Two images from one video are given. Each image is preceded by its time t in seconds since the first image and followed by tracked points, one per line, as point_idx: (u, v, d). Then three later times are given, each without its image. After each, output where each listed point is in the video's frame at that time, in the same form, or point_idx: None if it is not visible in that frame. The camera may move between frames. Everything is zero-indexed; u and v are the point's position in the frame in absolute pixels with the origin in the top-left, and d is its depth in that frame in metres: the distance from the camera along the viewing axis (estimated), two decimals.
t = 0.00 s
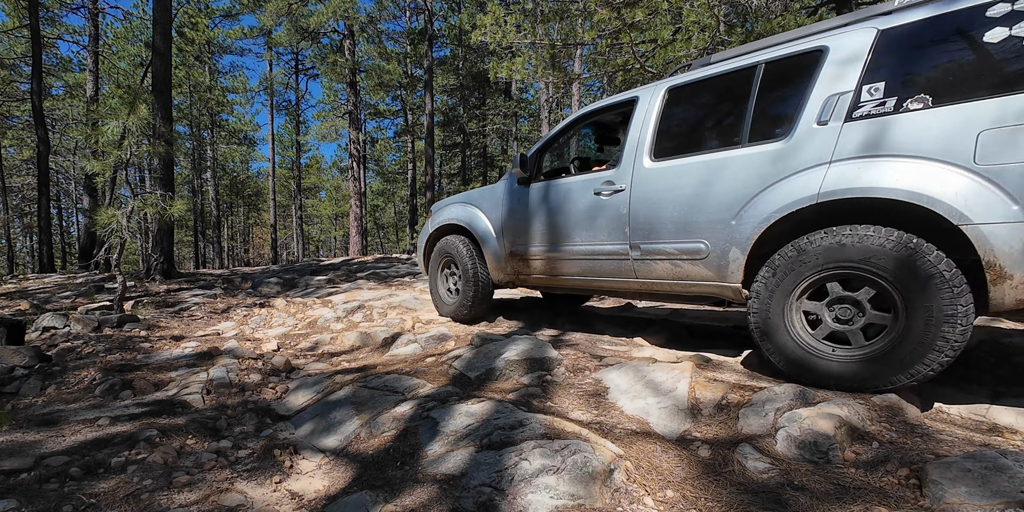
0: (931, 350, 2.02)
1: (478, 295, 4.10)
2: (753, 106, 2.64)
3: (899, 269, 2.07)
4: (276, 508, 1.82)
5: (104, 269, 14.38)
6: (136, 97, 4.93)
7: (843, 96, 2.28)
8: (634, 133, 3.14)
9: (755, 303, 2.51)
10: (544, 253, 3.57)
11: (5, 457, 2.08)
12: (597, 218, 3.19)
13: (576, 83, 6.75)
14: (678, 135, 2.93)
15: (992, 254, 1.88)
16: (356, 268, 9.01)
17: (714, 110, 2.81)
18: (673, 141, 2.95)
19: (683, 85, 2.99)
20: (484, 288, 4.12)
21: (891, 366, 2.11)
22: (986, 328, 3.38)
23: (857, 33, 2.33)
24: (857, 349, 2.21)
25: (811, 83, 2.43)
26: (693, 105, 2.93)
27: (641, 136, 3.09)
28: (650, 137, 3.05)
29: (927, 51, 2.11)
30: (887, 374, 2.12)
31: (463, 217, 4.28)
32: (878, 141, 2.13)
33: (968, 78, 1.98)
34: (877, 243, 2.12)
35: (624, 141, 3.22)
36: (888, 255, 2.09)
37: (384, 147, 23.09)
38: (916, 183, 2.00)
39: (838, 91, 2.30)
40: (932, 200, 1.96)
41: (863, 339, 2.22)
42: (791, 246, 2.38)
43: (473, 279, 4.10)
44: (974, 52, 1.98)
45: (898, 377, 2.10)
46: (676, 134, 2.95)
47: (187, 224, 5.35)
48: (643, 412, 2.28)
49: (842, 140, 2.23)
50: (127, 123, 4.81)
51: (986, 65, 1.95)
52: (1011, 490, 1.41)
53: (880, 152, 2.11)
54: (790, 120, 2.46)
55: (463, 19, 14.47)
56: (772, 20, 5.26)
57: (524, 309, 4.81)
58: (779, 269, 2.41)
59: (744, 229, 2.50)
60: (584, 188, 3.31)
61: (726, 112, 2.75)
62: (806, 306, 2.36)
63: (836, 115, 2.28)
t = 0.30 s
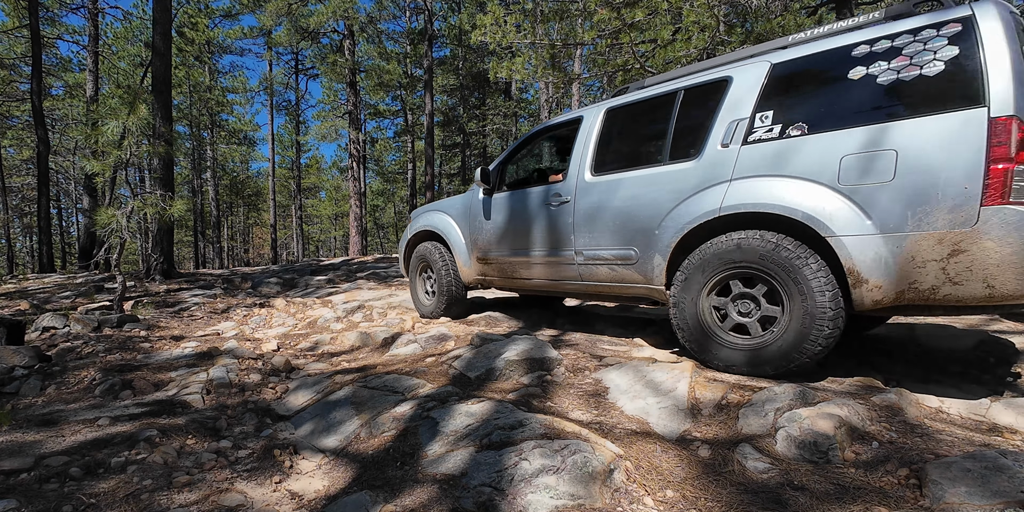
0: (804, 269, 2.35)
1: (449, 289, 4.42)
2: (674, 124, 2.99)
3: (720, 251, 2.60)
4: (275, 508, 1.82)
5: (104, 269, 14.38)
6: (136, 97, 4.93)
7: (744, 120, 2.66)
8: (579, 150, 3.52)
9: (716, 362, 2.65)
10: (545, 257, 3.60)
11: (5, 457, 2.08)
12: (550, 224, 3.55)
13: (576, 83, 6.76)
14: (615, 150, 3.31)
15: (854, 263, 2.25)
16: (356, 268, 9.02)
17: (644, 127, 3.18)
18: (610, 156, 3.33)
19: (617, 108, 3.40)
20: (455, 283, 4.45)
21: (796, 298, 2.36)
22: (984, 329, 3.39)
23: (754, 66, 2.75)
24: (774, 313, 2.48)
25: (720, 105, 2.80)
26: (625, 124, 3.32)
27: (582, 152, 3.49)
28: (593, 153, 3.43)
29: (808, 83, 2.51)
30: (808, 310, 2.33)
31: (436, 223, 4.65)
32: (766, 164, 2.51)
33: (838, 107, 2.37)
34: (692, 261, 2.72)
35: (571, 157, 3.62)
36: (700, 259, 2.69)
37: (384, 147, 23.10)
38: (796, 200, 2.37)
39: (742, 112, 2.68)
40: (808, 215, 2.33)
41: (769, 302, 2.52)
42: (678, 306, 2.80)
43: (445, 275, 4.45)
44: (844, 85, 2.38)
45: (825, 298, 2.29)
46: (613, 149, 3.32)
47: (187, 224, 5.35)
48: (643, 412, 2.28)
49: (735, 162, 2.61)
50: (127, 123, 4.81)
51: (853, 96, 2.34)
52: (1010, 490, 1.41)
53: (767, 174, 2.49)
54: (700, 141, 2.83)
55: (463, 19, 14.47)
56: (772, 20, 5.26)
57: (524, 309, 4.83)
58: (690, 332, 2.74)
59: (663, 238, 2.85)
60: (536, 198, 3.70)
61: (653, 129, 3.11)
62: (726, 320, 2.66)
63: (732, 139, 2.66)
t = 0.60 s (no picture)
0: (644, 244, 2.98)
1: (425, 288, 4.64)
2: (610, 137, 3.39)
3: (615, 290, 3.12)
4: (276, 508, 1.82)
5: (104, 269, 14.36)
6: (136, 97, 4.92)
7: (663, 133, 3.04)
8: (535, 159, 3.92)
9: (726, 332, 2.66)
10: (546, 256, 3.62)
11: (5, 457, 2.08)
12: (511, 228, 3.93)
13: (576, 83, 6.76)
14: (564, 158, 3.69)
15: (748, 255, 2.58)
16: (356, 268, 9.02)
17: (586, 138, 3.57)
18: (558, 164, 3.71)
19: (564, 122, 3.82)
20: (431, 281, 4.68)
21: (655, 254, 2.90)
22: (984, 329, 3.40)
23: (672, 85, 3.14)
24: (671, 274, 2.91)
25: (645, 120, 3.19)
26: (570, 136, 3.72)
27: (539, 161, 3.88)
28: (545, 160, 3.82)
29: (714, 100, 2.88)
30: (673, 250, 2.82)
31: (415, 228, 4.91)
32: (678, 172, 2.88)
33: (736, 121, 2.74)
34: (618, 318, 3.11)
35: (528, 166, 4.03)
36: (616, 312, 3.13)
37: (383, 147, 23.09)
38: (701, 202, 2.74)
39: (662, 125, 3.07)
40: (713, 214, 2.68)
41: (666, 273, 2.94)
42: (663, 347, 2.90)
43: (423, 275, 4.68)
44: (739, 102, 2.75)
45: (681, 237, 2.79)
46: (561, 158, 3.71)
47: (187, 224, 5.35)
48: (643, 412, 2.28)
49: (656, 171, 2.99)
50: (126, 123, 4.80)
51: (749, 112, 2.70)
52: (1010, 490, 1.41)
53: (680, 180, 2.86)
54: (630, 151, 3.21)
55: (463, 19, 14.47)
56: (772, 20, 5.25)
57: (525, 309, 4.84)
58: (685, 341, 2.80)
59: (600, 238, 3.23)
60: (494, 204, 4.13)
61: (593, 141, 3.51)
62: (674, 304, 2.92)
63: (653, 151, 3.04)
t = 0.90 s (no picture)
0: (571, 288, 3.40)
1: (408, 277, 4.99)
2: (576, 143, 3.68)
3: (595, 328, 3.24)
4: (276, 508, 1.83)
5: (105, 268, 14.36)
6: (136, 97, 4.92)
7: (619, 140, 3.34)
8: (510, 162, 4.19)
9: (667, 263, 2.90)
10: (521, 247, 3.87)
11: (4, 457, 2.08)
12: (486, 221, 4.24)
13: (576, 83, 6.75)
14: (537, 161, 3.96)
15: (680, 252, 2.85)
16: (356, 268, 9.03)
17: (556, 144, 3.86)
18: (530, 165, 3.99)
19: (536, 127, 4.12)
20: (414, 271, 5.01)
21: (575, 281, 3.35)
22: (983, 329, 3.40)
23: (628, 96, 3.45)
24: (597, 279, 3.29)
25: (606, 128, 3.49)
26: (541, 142, 4.01)
27: (514, 163, 4.14)
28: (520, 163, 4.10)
29: (662, 112, 3.18)
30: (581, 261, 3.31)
31: (404, 218, 5.22)
32: (627, 176, 3.17)
33: (679, 132, 3.02)
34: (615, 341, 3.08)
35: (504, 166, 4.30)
36: (610, 337, 3.13)
37: (383, 147, 23.10)
38: (644, 204, 3.01)
39: (619, 133, 3.36)
40: (654, 213, 2.96)
41: (601, 281, 3.29)
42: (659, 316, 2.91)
43: (408, 264, 5.01)
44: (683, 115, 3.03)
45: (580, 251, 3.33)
46: (534, 162, 3.98)
47: (186, 225, 5.35)
48: (643, 412, 2.28)
49: (609, 175, 3.28)
50: (126, 123, 4.80)
51: (691, 125, 2.98)
52: (1010, 490, 1.41)
53: (628, 183, 3.15)
54: (592, 156, 3.49)
55: (463, 20, 14.48)
56: (772, 20, 5.23)
57: (524, 309, 4.85)
58: (652, 289, 2.93)
59: (562, 234, 3.52)
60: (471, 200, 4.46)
61: (562, 147, 3.80)
62: (621, 284, 3.17)
63: (609, 157, 3.34)
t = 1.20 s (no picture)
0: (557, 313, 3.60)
1: (394, 271, 5.32)
2: (546, 148, 3.95)
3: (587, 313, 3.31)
4: (275, 508, 1.83)
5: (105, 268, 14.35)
6: (136, 97, 4.93)
7: (583, 147, 3.63)
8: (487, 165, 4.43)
9: (585, 232, 3.42)
10: (497, 244, 4.12)
11: (4, 457, 2.08)
12: (466, 218, 4.48)
13: (576, 83, 6.74)
14: (512, 164, 4.20)
15: (630, 251, 3.16)
16: (356, 268, 9.04)
17: (529, 149, 4.12)
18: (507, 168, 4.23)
19: (510, 132, 4.38)
20: (401, 265, 5.34)
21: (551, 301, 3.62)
22: (983, 329, 3.41)
23: (592, 106, 3.74)
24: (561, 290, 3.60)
25: (574, 135, 3.77)
26: (519, 145, 4.25)
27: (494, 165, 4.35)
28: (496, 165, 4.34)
29: (621, 121, 3.46)
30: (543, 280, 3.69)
31: (392, 213, 5.49)
32: (588, 181, 3.48)
33: (636, 140, 3.31)
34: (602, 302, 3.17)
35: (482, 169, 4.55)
36: (599, 309, 3.26)
37: (383, 147, 23.11)
38: (601, 207, 3.32)
39: (584, 140, 3.65)
40: (608, 216, 3.26)
41: (566, 289, 3.58)
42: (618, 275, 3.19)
43: (394, 259, 5.34)
44: (639, 126, 3.32)
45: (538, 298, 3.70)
46: (510, 165, 4.21)
47: (186, 225, 5.35)
48: (643, 412, 2.28)
49: (573, 178, 3.58)
50: (126, 123, 4.80)
51: (645, 135, 3.27)
52: (1011, 490, 1.41)
53: (589, 187, 3.45)
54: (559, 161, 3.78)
55: (463, 20, 14.49)
56: (772, 20, 5.16)
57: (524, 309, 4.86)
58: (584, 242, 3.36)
59: (531, 232, 3.81)
60: (453, 198, 4.70)
61: (533, 151, 4.06)
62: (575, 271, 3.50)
63: (575, 161, 3.62)
